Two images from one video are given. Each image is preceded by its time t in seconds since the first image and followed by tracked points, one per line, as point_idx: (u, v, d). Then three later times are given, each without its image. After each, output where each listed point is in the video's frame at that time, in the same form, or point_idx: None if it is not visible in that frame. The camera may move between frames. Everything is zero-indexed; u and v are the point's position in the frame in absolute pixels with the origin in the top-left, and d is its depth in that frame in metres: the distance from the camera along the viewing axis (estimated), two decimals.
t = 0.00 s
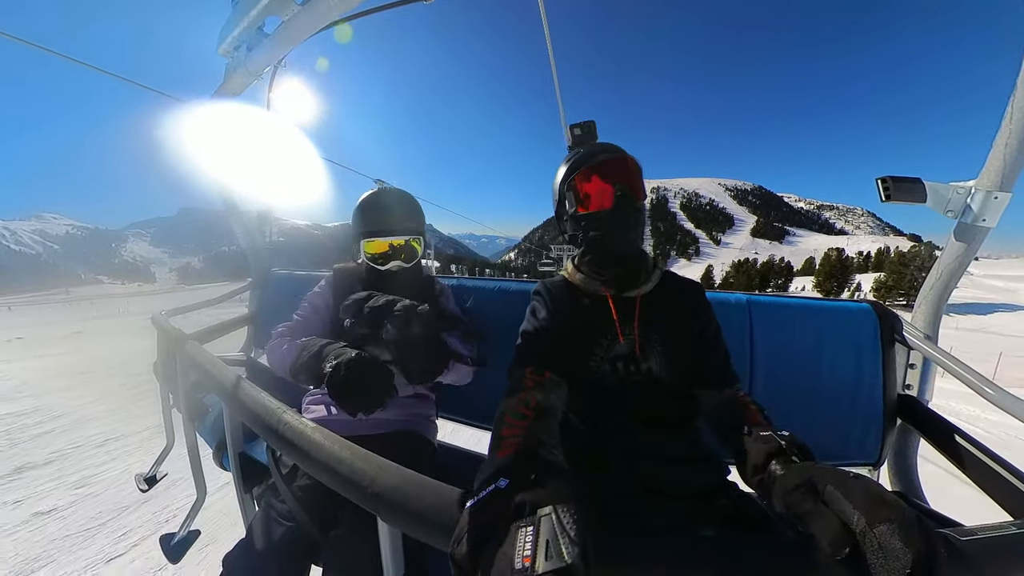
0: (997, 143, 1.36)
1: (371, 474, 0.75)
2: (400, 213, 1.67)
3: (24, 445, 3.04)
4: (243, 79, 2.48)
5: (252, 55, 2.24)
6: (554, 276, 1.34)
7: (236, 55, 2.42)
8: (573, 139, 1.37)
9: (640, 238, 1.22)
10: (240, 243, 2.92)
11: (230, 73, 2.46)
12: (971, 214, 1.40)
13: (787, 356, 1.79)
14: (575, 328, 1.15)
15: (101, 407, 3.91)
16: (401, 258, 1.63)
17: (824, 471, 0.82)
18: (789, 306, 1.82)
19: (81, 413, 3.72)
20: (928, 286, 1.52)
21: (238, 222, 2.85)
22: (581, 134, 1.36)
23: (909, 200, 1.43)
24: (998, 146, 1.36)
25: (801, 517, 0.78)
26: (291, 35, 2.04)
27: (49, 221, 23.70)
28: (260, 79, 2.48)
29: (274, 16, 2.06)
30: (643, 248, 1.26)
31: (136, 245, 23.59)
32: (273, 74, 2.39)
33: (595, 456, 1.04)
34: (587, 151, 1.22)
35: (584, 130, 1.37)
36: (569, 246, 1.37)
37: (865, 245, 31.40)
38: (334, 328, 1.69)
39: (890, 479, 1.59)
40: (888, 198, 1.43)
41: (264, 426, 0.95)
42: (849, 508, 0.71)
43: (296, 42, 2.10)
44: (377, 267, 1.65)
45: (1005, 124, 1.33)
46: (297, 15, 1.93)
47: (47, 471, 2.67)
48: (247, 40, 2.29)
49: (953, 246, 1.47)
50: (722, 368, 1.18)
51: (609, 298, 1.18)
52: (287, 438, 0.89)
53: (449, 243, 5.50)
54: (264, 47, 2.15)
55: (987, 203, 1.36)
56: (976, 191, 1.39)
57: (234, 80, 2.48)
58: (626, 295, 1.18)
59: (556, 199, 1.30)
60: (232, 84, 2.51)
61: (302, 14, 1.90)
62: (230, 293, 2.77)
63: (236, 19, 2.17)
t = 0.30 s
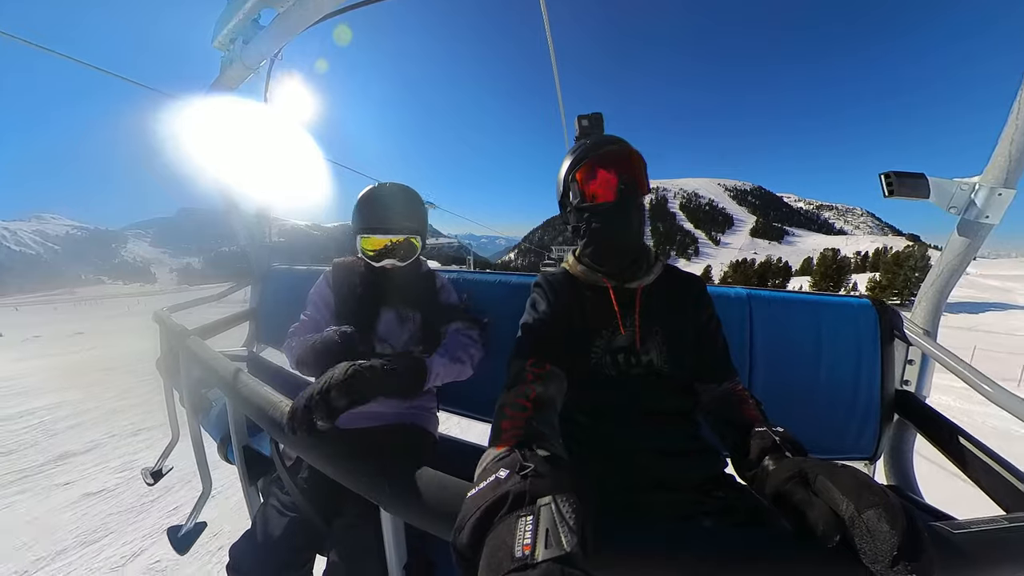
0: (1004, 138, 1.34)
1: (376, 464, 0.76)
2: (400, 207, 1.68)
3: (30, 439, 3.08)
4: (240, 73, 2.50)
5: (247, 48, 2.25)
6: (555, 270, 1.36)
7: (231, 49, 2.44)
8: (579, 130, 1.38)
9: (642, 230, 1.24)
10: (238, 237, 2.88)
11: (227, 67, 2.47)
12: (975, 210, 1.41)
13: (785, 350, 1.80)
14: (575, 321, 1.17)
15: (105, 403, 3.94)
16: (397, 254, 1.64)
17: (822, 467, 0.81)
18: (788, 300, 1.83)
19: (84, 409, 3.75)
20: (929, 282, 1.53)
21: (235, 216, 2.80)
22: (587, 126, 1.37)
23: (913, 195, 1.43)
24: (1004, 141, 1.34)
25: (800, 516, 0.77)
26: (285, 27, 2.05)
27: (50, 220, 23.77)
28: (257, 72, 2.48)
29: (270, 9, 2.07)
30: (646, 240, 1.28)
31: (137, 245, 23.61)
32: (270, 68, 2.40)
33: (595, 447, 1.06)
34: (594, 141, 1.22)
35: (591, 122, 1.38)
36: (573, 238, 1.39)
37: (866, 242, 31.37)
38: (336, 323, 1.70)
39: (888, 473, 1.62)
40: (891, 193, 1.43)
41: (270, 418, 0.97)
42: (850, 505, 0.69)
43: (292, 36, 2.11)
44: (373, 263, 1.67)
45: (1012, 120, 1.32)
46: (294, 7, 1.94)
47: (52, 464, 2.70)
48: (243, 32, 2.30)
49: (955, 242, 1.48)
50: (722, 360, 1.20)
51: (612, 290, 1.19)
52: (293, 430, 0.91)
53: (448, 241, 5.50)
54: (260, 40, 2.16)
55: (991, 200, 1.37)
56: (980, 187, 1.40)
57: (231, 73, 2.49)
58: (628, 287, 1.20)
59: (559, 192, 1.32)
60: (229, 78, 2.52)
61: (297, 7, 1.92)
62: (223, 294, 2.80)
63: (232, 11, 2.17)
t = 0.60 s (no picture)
0: (1014, 136, 1.35)
1: (381, 453, 0.78)
2: (398, 204, 1.69)
3: (37, 433, 3.12)
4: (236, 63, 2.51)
5: (243, 37, 2.27)
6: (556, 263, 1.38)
7: (226, 39, 2.45)
8: (583, 124, 1.39)
9: (643, 223, 1.25)
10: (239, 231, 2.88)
11: (222, 58, 2.48)
12: (981, 208, 1.41)
13: (785, 346, 1.81)
14: (575, 315, 1.19)
15: (108, 398, 3.97)
16: (392, 253, 1.66)
17: (817, 462, 0.82)
18: (789, 296, 1.84)
19: (89, 404, 3.79)
20: (931, 279, 1.54)
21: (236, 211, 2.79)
22: (589, 120, 1.38)
23: (917, 191, 1.45)
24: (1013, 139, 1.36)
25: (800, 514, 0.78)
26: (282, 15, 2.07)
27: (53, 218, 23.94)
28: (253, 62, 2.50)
29: None
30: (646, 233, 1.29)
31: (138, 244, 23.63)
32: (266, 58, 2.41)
33: (596, 439, 1.08)
34: (593, 136, 1.23)
35: (594, 115, 1.39)
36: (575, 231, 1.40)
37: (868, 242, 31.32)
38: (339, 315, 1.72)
39: (883, 468, 1.62)
40: (896, 189, 1.44)
41: (275, 409, 0.98)
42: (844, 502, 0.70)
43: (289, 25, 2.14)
44: (368, 262, 1.70)
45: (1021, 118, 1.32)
46: None
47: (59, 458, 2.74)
48: (238, 21, 2.33)
49: (960, 239, 1.49)
50: (722, 353, 1.21)
51: (613, 283, 1.20)
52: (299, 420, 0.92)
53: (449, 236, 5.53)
54: (257, 29, 2.17)
55: (997, 197, 1.37)
56: (987, 184, 1.40)
57: (227, 64, 2.51)
58: (628, 279, 1.21)
59: (561, 184, 1.33)
60: (224, 69, 2.54)
61: None
62: (209, 293, 2.79)
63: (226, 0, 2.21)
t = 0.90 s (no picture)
0: (1000, 150, 1.35)
1: (367, 462, 0.76)
2: (389, 200, 1.69)
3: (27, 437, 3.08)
4: (244, 68, 2.47)
5: (253, 42, 2.21)
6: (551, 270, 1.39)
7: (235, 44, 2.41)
8: (571, 134, 1.38)
9: (632, 231, 1.24)
10: (239, 232, 2.85)
11: (231, 63, 2.44)
12: (971, 220, 1.41)
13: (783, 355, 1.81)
14: (568, 320, 1.18)
15: (102, 404, 3.93)
16: (389, 250, 1.65)
17: (819, 472, 0.77)
18: (786, 306, 1.85)
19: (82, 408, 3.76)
20: (925, 289, 1.54)
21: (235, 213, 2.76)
22: (578, 129, 1.37)
23: (907, 204, 1.44)
24: (1000, 153, 1.35)
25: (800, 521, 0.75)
26: (290, 21, 2.02)
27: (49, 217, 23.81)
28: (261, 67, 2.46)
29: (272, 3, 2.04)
30: (639, 239, 1.28)
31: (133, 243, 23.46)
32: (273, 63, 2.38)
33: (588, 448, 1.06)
34: (584, 144, 1.23)
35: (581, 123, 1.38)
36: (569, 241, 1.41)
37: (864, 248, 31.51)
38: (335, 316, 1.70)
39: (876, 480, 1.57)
40: (888, 201, 1.43)
41: (261, 414, 0.97)
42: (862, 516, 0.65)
43: (298, 30, 2.08)
44: (367, 261, 1.68)
45: (1008, 131, 1.32)
46: None
47: (49, 463, 2.71)
48: (247, 27, 2.27)
49: (950, 250, 1.48)
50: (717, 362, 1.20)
51: (604, 289, 1.19)
52: (285, 426, 0.90)
53: (448, 239, 5.52)
54: (267, 33, 2.12)
55: (986, 209, 1.36)
56: (977, 197, 1.39)
57: (236, 69, 2.47)
58: (620, 286, 1.20)
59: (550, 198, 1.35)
60: (232, 75, 2.50)
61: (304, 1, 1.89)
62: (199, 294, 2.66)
63: (235, 5, 2.15)
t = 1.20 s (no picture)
0: (992, 147, 1.35)
1: (368, 465, 0.76)
2: (389, 201, 1.70)
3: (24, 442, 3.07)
4: (245, 76, 2.47)
5: (253, 51, 2.22)
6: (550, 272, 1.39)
7: (236, 52, 2.41)
8: (573, 132, 1.39)
9: (633, 235, 1.24)
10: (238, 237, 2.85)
11: (230, 70, 2.44)
12: (966, 217, 1.41)
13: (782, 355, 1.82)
14: (568, 322, 1.18)
15: (99, 404, 3.91)
16: (391, 250, 1.65)
17: (816, 465, 0.77)
18: (784, 306, 1.85)
19: (81, 410, 3.75)
20: (922, 287, 1.54)
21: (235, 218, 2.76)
22: (580, 128, 1.37)
23: (902, 202, 1.44)
24: (992, 149, 1.35)
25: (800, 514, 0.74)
26: (291, 31, 2.02)
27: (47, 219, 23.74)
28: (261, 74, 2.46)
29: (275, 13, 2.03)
30: (639, 242, 1.29)
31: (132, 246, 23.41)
32: (274, 71, 2.38)
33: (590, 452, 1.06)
34: (583, 145, 1.24)
35: (584, 123, 1.38)
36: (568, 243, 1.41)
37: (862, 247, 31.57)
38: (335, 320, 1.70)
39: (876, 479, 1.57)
40: (883, 200, 1.44)
41: (262, 418, 0.97)
42: (858, 506, 0.65)
43: (298, 40, 2.08)
44: (369, 261, 1.68)
45: (1000, 127, 1.32)
46: (301, 9, 1.89)
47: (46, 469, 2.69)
48: (248, 36, 2.27)
49: (946, 248, 1.49)
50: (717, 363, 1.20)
51: (603, 291, 1.20)
52: (285, 430, 0.90)
53: (448, 242, 5.52)
54: (268, 42, 2.12)
55: (980, 206, 1.37)
56: (970, 194, 1.40)
57: (236, 77, 2.46)
58: (619, 288, 1.20)
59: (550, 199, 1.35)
60: (232, 83, 2.50)
61: (304, 11, 1.89)
62: (207, 298, 2.59)
63: (237, 15, 2.14)
